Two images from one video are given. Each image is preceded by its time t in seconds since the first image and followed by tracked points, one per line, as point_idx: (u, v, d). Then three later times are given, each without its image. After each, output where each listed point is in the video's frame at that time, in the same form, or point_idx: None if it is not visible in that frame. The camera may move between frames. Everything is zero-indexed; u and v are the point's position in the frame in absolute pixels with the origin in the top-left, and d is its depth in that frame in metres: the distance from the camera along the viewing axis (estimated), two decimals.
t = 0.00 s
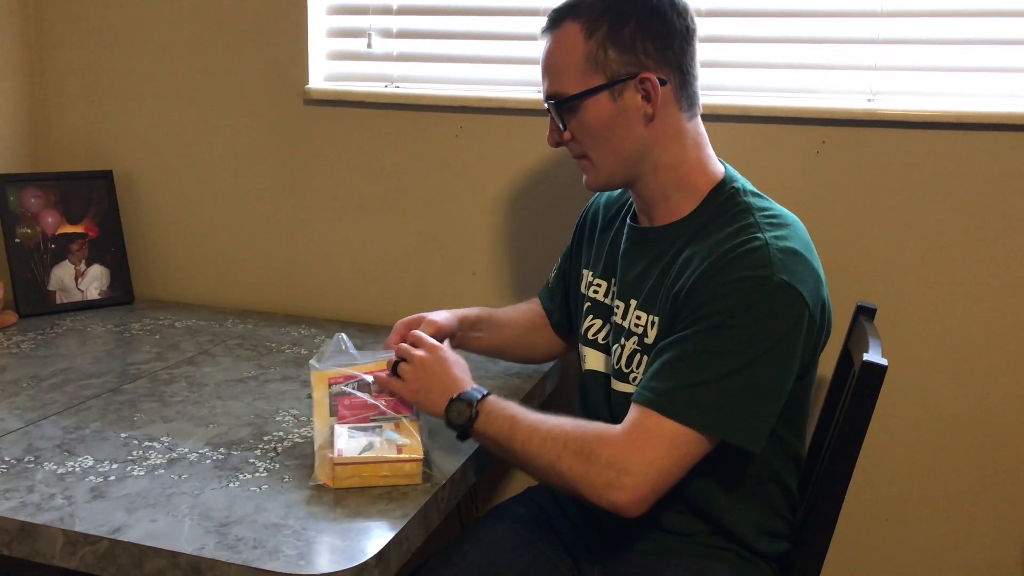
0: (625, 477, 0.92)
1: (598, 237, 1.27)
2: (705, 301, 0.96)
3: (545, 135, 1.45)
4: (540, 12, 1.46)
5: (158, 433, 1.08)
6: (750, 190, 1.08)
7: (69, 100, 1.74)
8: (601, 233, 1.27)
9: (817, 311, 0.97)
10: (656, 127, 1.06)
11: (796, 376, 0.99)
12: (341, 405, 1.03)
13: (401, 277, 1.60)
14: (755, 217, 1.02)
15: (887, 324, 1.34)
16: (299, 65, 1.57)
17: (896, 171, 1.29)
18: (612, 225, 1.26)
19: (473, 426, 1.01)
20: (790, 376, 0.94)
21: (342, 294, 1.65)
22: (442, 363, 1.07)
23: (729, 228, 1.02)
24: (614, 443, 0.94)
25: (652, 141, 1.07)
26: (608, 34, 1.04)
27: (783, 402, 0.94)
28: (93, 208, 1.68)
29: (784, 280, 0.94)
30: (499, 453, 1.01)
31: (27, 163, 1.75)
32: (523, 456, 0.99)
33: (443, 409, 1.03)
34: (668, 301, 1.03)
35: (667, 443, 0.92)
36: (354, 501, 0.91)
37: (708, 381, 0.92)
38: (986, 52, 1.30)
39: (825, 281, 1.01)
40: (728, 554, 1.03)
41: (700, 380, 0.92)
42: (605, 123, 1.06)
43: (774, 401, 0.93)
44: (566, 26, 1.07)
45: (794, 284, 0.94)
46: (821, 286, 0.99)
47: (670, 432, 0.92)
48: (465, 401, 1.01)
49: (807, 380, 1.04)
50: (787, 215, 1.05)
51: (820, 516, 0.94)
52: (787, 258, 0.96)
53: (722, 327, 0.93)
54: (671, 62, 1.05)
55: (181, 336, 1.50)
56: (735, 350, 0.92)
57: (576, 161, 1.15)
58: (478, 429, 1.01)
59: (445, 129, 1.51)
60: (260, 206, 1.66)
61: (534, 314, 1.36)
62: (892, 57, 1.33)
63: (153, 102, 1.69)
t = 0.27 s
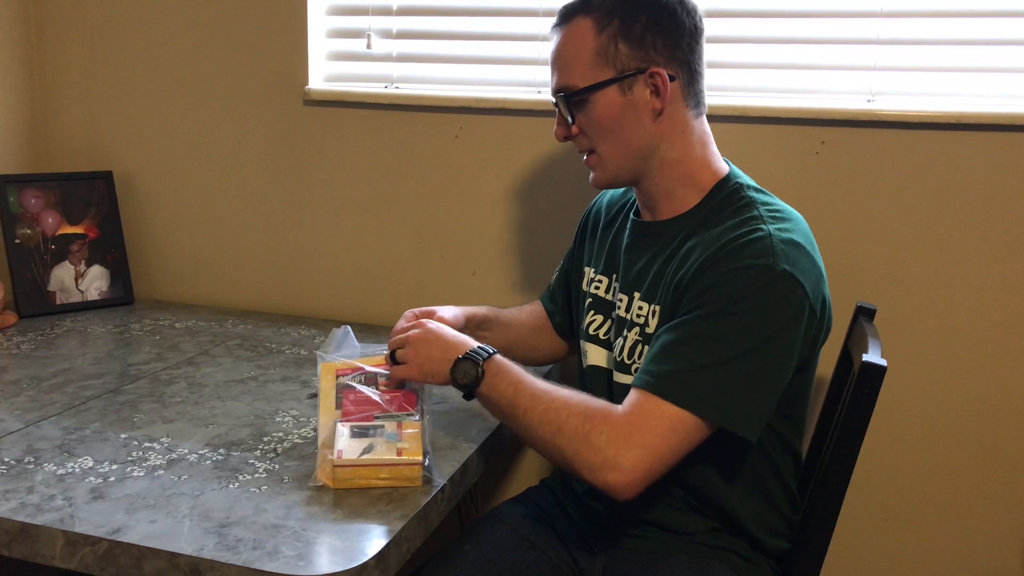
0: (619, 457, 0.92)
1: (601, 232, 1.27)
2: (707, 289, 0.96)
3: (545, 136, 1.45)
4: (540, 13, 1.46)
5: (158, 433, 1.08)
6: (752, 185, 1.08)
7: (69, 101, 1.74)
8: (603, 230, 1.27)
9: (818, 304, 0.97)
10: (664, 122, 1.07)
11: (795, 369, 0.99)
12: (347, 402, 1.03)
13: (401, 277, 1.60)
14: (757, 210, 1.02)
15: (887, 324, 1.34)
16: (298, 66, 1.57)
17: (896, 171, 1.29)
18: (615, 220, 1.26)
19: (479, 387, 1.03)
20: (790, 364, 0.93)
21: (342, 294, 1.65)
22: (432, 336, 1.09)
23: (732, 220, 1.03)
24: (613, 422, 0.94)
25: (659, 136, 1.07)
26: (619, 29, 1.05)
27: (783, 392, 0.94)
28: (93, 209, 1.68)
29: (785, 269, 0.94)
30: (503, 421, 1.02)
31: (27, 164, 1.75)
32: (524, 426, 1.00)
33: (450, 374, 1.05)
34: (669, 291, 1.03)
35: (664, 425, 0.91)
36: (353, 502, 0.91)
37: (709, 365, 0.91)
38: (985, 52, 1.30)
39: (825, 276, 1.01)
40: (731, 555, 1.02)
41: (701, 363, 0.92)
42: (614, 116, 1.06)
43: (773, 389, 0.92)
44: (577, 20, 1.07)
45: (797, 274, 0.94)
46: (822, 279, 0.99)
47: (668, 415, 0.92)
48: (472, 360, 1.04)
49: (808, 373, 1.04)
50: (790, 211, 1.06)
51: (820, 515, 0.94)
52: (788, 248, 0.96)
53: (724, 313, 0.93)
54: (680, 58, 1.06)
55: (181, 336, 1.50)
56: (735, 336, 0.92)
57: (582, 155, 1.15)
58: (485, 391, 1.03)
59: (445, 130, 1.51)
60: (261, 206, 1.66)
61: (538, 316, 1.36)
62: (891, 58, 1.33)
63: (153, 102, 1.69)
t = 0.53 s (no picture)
0: (615, 452, 0.92)
1: (601, 228, 1.27)
2: (705, 282, 0.96)
3: (544, 135, 1.45)
4: (540, 12, 1.46)
5: (157, 433, 1.08)
6: (750, 181, 1.08)
7: (68, 101, 1.74)
8: (602, 227, 1.27)
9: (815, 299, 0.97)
10: (666, 117, 1.07)
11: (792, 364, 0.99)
12: (343, 400, 1.03)
13: (400, 277, 1.60)
14: (756, 205, 1.02)
15: (886, 323, 1.34)
16: (298, 65, 1.57)
17: (895, 170, 1.29)
18: (614, 216, 1.26)
19: (479, 382, 1.04)
20: (787, 357, 0.93)
21: (341, 294, 1.65)
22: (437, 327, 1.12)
23: (730, 215, 1.03)
24: (610, 416, 0.94)
25: (662, 131, 1.07)
26: (623, 25, 1.05)
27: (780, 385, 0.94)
28: (92, 209, 1.68)
29: (783, 262, 0.94)
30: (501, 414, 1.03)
31: (27, 164, 1.75)
32: (522, 419, 1.00)
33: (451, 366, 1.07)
34: (667, 284, 1.03)
35: (661, 417, 0.91)
36: (352, 502, 0.91)
37: (706, 357, 0.91)
38: (984, 51, 1.30)
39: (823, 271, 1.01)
40: (729, 554, 1.02)
41: (699, 356, 0.92)
42: (617, 111, 1.06)
43: (770, 383, 0.92)
44: (581, 16, 1.07)
45: (794, 267, 0.94)
46: (819, 274, 0.99)
47: (665, 410, 0.91)
48: (472, 357, 1.04)
49: (805, 369, 1.04)
50: (788, 207, 1.06)
51: (819, 515, 0.94)
52: (786, 242, 0.97)
53: (721, 306, 0.93)
54: (683, 55, 1.06)
55: (180, 336, 1.50)
56: (733, 328, 0.92)
57: (584, 151, 1.14)
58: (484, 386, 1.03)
59: (444, 129, 1.51)
60: (260, 206, 1.66)
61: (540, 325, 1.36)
62: (891, 57, 1.33)
63: (152, 102, 1.69)
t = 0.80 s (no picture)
0: (630, 471, 0.93)
1: (598, 228, 1.27)
2: (702, 289, 0.96)
3: (542, 136, 1.45)
4: (537, 12, 1.46)
5: (155, 435, 1.08)
6: (746, 183, 1.08)
7: (66, 102, 1.74)
8: (599, 226, 1.27)
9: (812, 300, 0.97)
10: (663, 117, 1.07)
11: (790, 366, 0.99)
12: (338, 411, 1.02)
13: (399, 277, 1.60)
14: (751, 207, 1.02)
15: (885, 323, 1.34)
16: (295, 66, 1.56)
17: (894, 169, 1.29)
18: (611, 216, 1.26)
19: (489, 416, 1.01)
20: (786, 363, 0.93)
21: (340, 295, 1.65)
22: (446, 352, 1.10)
23: (725, 218, 1.02)
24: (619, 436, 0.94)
25: (658, 131, 1.07)
26: (618, 25, 1.05)
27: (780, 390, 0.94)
28: (90, 210, 1.68)
29: (779, 268, 0.93)
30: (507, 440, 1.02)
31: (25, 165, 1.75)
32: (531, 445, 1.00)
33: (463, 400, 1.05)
34: (663, 287, 1.03)
35: (670, 435, 0.93)
36: (350, 504, 0.91)
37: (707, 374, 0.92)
38: (982, 51, 1.30)
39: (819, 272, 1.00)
40: (727, 553, 1.02)
41: (700, 374, 0.92)
42: (614, 111, 1.06)
43: (771, 389, 0.92)
44: (577, 17, 1.08)
45: (789, 271, 0.94)
46: (815, 276, 0.99)
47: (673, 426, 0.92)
48: (480, 394, 1.01)
49: (805, 368, 1.04)
50: (781, 207, 1.05)
51: (818, 515, 0.94)
52: (782, 246, 0.96)
53: (718, 319, 0.93)
54: (678, 54, 1.06)
55: (178, 337, 1.50)
56: (731, 336, 0.92)
57: (581, 151, 1.14)
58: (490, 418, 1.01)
59: (442, 130, 1.50)
60: (258, 207, 1.66)
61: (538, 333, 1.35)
62: (889, 57, 1.33)
63: (150, 103, 1.69)
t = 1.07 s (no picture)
0: (629, 469, 0.92)
1: (597, 229, 1.27)
2: (703, 289, 0.96)
3: (542, 136, 1.45)
4: (537, 13, 1.46)
5: (155, 435, 1.08)
6: (746, 184, 1.08)
7: (65, 102, 1.74)
8: (599, 227, 1.27)
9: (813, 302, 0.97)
10: (662, 118, 1.07)
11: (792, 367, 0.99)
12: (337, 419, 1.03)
13: (399, 277, 1.60)
14: (752, 208, 1.02)
15: (885, 323, 1.34)
16: (295, 66, 1.56)
17: (893, 169, 1.29)
18: (612, 217, 1.26)
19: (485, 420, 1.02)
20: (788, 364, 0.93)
21: (339, 295, 1.65)
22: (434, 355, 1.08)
23: (725, 219, 1.02)
24: (617, 435, 0.94)
25: (657, 132, 1.07)
26: (616, 26, 1.05)
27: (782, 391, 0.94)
28: (90, 211, 1.68)
29: (781, 270, 0.94)
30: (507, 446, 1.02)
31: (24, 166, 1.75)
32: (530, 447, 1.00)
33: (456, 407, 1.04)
34: (664, 288, 1.03)
35: (669, 433, 0.92)
36: (351, 504, 0.91)
37: (707, 373, 0.92)
38: (982, 51, 1.30)
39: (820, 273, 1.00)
40: (727, 552, 1.02)
41: (700, 373, 0.92)
42: (613, 113, 1.06)
43: (773, 390, 0.92)
44: (574, 19, 1.07)
45: (790, 272, 0.94)
46: (816, 277, 0.99)
47: (671, 423, 0.92)
48: (480, 393, 1.02)
49: (805, 368, 1.04)
50: (782, 207, 1.05)
51: (818, 514, 0.94)
52: (783, 247, 0.96)
53: (719, 318, 0.93)
54: (677, 55, 1.06)
55: (178, 338, 1.50)
56: (732, 338, 0.92)
57: (580, 153, 1.14)
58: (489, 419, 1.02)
59: (442, 130, 1.50)
60: (258, 207, 1.66)
61: (520, 326, 1.35)
62: (888, 57, 1.33)
63: (149, 103, 1.69)
